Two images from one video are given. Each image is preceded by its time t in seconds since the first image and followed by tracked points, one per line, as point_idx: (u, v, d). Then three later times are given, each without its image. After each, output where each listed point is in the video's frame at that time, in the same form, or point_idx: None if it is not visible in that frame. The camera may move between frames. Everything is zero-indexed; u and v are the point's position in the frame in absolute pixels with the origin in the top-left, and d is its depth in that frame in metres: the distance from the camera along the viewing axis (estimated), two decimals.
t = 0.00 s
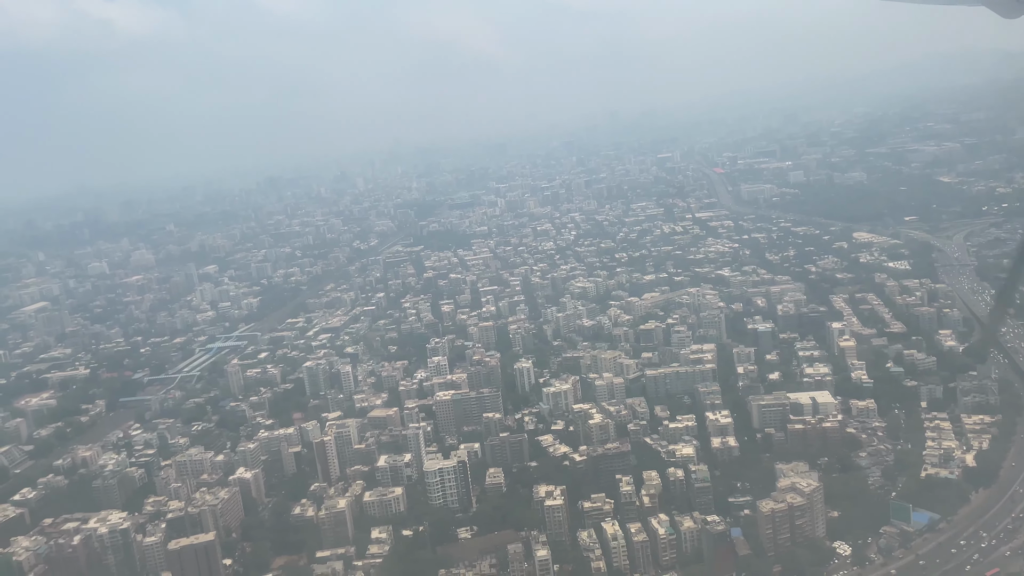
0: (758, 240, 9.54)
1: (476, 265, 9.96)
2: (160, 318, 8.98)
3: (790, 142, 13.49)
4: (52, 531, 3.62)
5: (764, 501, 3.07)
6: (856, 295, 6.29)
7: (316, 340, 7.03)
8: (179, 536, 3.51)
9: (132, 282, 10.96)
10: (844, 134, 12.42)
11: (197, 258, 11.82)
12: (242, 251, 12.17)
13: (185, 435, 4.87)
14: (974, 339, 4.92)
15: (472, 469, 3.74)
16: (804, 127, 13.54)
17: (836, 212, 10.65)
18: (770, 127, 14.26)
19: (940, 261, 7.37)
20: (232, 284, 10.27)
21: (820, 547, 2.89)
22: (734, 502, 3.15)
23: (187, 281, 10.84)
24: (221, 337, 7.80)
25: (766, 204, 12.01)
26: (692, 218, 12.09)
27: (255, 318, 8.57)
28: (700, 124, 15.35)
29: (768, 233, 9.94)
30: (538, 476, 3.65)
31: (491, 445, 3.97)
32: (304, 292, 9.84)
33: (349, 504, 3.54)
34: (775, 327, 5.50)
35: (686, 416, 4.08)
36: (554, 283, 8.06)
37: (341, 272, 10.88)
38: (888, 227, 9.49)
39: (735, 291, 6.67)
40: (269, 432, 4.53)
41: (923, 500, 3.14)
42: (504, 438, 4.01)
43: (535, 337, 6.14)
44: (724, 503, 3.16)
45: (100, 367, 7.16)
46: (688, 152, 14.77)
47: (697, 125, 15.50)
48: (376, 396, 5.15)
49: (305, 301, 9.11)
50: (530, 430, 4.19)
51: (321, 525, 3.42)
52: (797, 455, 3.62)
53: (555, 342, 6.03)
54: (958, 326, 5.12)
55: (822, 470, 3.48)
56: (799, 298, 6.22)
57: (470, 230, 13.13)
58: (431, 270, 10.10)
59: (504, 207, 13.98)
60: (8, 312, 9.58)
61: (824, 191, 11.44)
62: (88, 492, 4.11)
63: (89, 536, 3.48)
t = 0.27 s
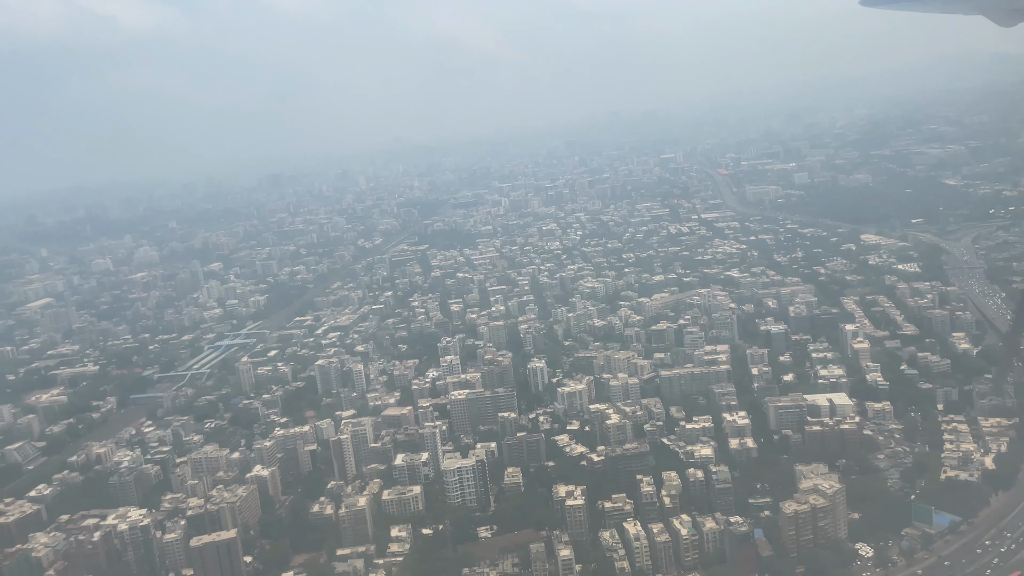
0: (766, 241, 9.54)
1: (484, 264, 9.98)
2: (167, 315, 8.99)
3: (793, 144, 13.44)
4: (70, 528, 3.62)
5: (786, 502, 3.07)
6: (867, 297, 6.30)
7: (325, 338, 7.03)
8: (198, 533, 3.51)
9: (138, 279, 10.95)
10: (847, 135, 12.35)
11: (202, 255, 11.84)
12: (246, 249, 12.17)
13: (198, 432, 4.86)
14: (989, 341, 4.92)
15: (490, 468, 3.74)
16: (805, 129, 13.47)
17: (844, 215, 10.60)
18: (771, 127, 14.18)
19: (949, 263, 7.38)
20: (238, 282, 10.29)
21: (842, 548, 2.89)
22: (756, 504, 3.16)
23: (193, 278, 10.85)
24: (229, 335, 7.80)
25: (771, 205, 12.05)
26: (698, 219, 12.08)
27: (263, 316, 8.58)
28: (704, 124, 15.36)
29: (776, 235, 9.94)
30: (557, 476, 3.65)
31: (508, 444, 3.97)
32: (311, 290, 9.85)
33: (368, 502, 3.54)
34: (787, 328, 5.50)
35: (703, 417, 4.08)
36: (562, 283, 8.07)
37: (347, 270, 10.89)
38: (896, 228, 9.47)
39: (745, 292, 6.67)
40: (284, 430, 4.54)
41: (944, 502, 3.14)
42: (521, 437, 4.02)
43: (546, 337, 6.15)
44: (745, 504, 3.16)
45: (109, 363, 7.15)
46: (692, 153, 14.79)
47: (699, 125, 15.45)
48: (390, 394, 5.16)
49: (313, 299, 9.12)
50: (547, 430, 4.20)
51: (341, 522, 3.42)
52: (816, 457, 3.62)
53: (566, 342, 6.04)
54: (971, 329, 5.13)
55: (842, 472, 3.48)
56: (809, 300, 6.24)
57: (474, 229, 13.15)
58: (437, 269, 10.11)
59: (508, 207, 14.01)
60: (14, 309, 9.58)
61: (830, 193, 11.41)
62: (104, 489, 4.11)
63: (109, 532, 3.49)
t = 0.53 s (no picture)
0: (771, 247, 9.55)
1: (489, 268, 9.99)
2: (173, 317, 8.99)
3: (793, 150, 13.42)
4: (87, 530, 3.62)
5: (805, 509, 3.08)
6: (875, 304, 6.32)
7: (333, 341, 7.04)
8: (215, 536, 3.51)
9: (141, 281, 10.97)
10: (849, 141, 12.30)
11: (204, 257, 11.85)
12: (248, 251, 12.18)
13: (210, 435, 4.86)
14: (999, 348, 4.94)
15: (507, 473, 3.74)
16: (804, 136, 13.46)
17: (847, 222, 10.61)
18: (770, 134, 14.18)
19: (955, 270, 7.40)
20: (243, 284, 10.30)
21: (862, 555, 2.90)
22: (775, 510, 3.17)
23: (197, 280, 10.85)
24: (236, 337, 7.80)
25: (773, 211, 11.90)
26: (701, 224, 12.10)
27: (268, 318, 8.58)
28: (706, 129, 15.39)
29: (780, 241, 9.96)
30: (573, 480, 3.65)
31: (523, 448, 3.97)
32: (316, 293, 9.86)
33: (385, 506, 3.55)
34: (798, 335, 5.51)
35: (718, 423, 4.09)
36: (569, 288, 8.08)
37: (351, 273, 10.90)
38: (900, 234, 9.47)
39: (753, 298, 6.69)
40: (297, 433, 4.54)
41: (962, 508, 3.15)
42: (536, 442, 4.02)
43: (555, 341, 6.16)
44: (764, 510, 3.17)
45: (115, 365, 7.16)
46: (693, 158, 14.82)
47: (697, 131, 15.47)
48: (401, 398, 5.16)
49: (318, 302, 9.12)
50: (561, 434, 4.21)
51: (358, 526, 3.42)
52: (832, 463, 3.63)
53: (576, 346, 6.05)
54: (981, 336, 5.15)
55: (858, 479, 3.49)
56: (817, 306, 6.25)
57: (476, 233, 13.16)
58: (442, 272, 10.12)
59: (510, 211, 14.03)
60: (18, 310, 9.59)
61: (832, 201, 11.42)
62: (117, 492, 4.11)
63: (126, 534, 3.49)
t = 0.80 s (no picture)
0: (774, 258, 9.58)
1: (492, 277, 10.01)
2: (177, 324, 8.99)
3: (791, 160, 13.28)
4: (100, 537, 3.61)
5: (823, 521, 3.09)
6: (881, 315, 6.34)
7: (339, 349, 7.05)
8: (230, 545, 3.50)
9: (143, 287, 10.96)
10: (846, 153, 12.21)
11: (205, 264, 11.86)
12: (248, 258, 12.19)
13: (219, 442, 4.85)
14: (1008, 360, 4.95)
15: (521, 482, 3.75)
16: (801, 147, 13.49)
17: (848, 233, 10.65)
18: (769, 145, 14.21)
19: (958, 281, 7.43)
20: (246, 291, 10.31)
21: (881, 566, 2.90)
22: (793, 521, 3.17)
23: (199, 287, 10.85)
24: (240, 344, 7.79)
25: (774, 222, 11.91)
26: (703, 234, 12.12)
27: (272, 326, 8.58)
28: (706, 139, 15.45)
29: (782, 252, 9.99)
30: (588, 490, 3.66)
31: (537, 457, 3.97)
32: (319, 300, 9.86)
33: (401, 514, 3.55)
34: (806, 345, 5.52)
35: (730, 433, 4.10)
36: (574, 297, 8.10)
37: (354, 281, 10.91)
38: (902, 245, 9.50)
39: (759, 309, 6.71)
40: (308, 441, 4.54)
41: (978, 520, 3.15)
42: (550, 451, 4.02)
43: (562, 350, 6.17)
44: (782, 521, 3.18)
45: (120, 371, 7.14)
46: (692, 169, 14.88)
47: (695, 142, 15.51)
48: (410, 407, 5.17)
49: (322, 310, 9.13)
50: (574, 443, 4.21)
51: (374, 534, 3.42)
52: (846, 474, 3.64)
53: (583, 355, 6.06)
54: (989, 347, 5.16)
55: (873, 490, 3.49)
56: (824, 317, 6.28)
57: (477, 241, 13.18)
58: (445, 281, 10.13)
59: (510, 220, 14.07)
60: (19, 316, 9.57)
61: (833, 212, 11.47)
62: (128, 499, 4.09)
63: (140, 542, 3.48)
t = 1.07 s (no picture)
0: (775, 272, 9.61)
1: (493, 290, 10.01)
2: (176, 334, 8.95)
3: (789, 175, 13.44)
4: (109, 550, 3.57)
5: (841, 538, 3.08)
6: (885, 331, 6.35)
7: (342, 361, 7.02)
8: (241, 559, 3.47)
9: (141, 297, 10.92)
10: (840, 168, 12.15)
11: (202, 274, 11.83)
12: (246, 269, 12.16)
13: (225, 454, 4.82)
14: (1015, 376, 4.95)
15: (533, 496, 3.73)
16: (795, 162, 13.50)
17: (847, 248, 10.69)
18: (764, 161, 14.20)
19: (960, 296, 7.45)
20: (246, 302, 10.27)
21: None
22: (810, 538, 3.16)
23: (198, 297, 10.81)
24: (242, 355, 7.76)
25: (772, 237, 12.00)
26: (703, 248, 12.14)
27: (273, 337, 8.55)
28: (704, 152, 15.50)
29: (783, 266, 10.01)
30: (601, 504, 3.64)
31: (548, 471, 3.96)
32: (319, 312, 9.84)
33: (414, 527, 3.53)
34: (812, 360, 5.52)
35: (742, 448, 4.09)
36: (576, 310, 8.10)
37: (354, 292, 10.90)
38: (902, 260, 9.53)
39: (763, 324, 6.72)
40: (316, 453, 4.51)
41: (995, 537, 3.13)
42: (561, 465, 4.00)
43: (568, 364, 6.16)
44: (798, 537, 3.17)
45: (121, 381, 7.10)
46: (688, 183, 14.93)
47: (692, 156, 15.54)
48: (417, 420, 5.14)
49: (323, 321, 9.10)
50: (583, 457, 4.19)
51: (387, 548, 3.41)
52: (859, 490, 3.63)
53: (588, 369, 6.05)
54: (996, 363, 5.16)
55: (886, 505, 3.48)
56: (829, 332, 6.28)
57: (477, 253, 13.19)
58: (446, 293, 10.12)
59: (509, 232, 14.09)
60: (17, 325, 9.52)
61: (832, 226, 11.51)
62: (135, 511, 4.05)
63: (151, 555, 3.45)
